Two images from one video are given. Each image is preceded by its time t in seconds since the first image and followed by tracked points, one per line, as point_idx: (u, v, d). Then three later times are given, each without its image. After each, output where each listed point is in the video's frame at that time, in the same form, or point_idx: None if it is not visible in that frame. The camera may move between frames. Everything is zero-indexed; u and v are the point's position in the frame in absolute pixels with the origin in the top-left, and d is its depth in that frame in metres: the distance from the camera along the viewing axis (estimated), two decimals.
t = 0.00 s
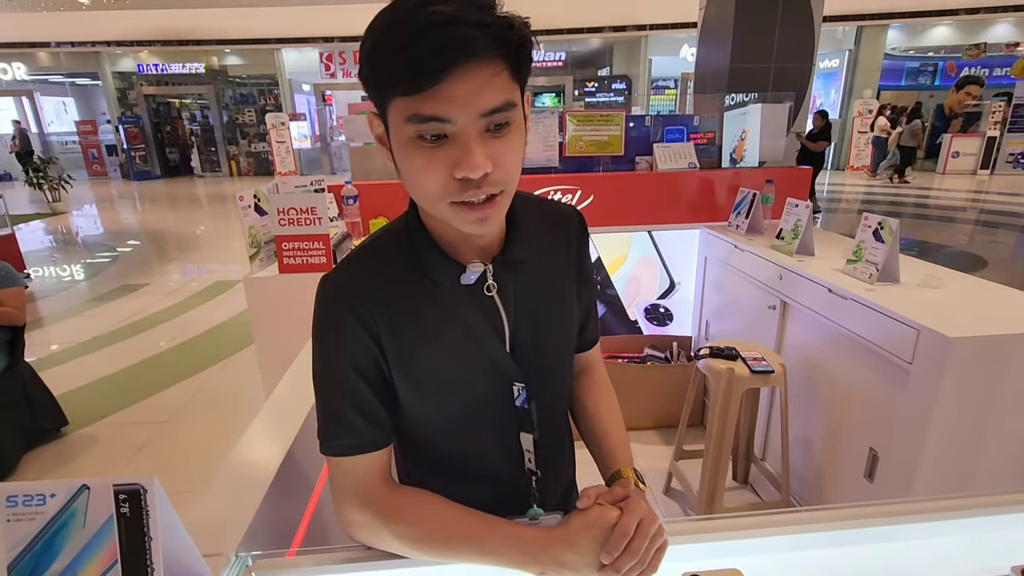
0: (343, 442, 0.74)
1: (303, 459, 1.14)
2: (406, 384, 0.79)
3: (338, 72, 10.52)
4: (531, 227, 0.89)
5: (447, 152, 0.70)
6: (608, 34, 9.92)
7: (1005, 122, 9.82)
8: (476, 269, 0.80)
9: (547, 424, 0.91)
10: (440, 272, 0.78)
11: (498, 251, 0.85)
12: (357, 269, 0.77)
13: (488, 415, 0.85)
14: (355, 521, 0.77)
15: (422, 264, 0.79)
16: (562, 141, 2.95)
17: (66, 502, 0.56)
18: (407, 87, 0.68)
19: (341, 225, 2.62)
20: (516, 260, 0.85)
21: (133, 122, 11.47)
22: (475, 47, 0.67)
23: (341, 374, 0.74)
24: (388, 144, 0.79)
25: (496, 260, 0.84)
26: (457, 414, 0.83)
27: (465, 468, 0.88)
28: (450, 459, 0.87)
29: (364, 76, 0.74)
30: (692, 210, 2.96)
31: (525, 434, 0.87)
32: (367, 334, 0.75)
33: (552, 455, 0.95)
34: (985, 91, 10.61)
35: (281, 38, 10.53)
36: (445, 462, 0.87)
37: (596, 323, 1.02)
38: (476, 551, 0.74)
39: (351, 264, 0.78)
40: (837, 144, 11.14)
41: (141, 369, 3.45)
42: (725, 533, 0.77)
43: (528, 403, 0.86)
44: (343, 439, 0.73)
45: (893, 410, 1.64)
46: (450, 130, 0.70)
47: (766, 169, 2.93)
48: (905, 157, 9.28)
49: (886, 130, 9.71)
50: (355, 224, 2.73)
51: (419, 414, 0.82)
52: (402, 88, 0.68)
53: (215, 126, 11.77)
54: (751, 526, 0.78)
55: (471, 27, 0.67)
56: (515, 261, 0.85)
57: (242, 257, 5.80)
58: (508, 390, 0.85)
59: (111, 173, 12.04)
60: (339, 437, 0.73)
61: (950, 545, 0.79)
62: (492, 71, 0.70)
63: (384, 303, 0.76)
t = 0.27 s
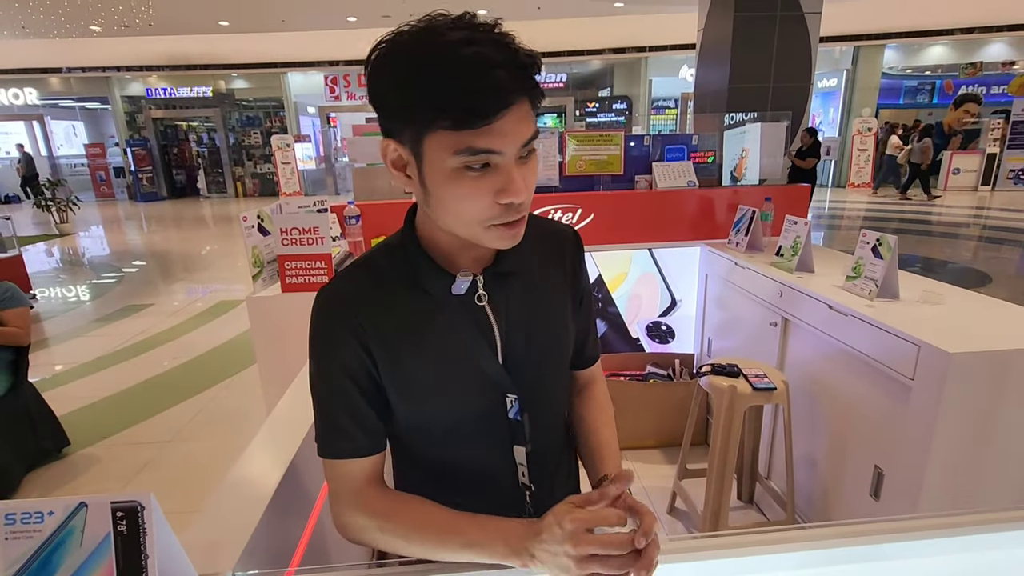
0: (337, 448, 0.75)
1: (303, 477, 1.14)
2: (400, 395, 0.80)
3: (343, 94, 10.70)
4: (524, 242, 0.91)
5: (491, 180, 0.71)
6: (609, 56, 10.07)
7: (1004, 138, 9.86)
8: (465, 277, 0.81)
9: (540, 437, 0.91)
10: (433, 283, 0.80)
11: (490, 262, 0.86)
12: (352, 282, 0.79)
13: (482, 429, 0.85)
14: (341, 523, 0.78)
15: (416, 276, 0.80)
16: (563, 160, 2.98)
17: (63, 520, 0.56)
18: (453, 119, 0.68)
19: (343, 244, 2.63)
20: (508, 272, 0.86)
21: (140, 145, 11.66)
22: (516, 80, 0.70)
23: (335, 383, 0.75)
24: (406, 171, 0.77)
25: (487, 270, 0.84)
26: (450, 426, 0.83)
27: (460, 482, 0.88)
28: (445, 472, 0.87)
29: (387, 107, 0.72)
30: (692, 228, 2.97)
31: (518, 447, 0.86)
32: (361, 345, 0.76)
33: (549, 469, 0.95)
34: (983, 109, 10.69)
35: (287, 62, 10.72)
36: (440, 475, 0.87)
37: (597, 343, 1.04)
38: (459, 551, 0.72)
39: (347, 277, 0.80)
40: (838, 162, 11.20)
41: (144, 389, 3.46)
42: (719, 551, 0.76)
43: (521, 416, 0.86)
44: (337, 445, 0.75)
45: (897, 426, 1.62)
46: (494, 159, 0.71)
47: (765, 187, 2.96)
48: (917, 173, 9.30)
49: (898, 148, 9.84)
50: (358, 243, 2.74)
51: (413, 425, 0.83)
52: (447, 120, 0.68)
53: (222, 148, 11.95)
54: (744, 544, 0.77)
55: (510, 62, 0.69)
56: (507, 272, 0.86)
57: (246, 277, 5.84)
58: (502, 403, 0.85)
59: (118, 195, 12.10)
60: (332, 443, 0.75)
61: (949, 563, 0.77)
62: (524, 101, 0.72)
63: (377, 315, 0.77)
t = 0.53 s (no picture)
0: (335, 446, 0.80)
1: (301, 484, 1.13)
2: (395, 398, 0.81)
3: (342, 104, 10.75)
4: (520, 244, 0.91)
5: (509, 158, 0.73)
6: (606, 65, 10.15)
7: (999, 146, 9.99)
8: (455, 279, 0.81)
9: (538, 443, 0.91)
10: (426, 284, 0.81)
11: (483, 261, 0.88)
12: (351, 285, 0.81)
13: (479, 434, 0.85)
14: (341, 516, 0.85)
15: (412, 279, 0.81)
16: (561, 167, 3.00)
17: (60, 523, 0.55)
18: (474, 96, 0.71)
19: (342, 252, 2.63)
20: (501, 275, 0.86)
21: (139, 155, 11.70)
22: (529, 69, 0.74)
23: (331, 385, 0.79)
24: (414, 156, 0.77)
25: (480, 270, 0.86)
26: (445, 430, 0.83)
27: (459, 485, 0.88)
28: (443, 475, 0.88)
29: (401, 90, 0.73)
30: (691, 234, 2.98)
31: (517, 453, 0.86)
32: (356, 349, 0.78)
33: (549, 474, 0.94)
34: (977, 117, 10.78)
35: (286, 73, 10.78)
36: (439, 478, 0.88)
37: (608, 345, 1.05)
38: (446, 550, 0.75)
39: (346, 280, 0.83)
40: (835, 170, 11.26)
41: (142, 398, 3.44)
42: (718, 553, 0.76)
43: (519, 421, 0.85)
44: (335, 442, 0.80)
45: (898, 430, 1.62)
46: (511, 138, 0.73)
47: (762, 193, 2.97)
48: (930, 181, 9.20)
49: (909, 157, 9.76)
50: (357, 250, 2.75)
51: (410, 428, 0.84)
52: (470, 97, 0.71)
53: (221, 158, 11.98)
54: (745, 547, 0.76)
55: (524, 55, 0.74)
56: (501, 272, 0.87)
57: (245, 287, 5.84)
58: (499, 408, 0.84)
59: (117, 206, 12.19)
60: (330, 441, 0.80)
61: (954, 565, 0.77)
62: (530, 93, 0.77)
63: (372, 319, 0.79)
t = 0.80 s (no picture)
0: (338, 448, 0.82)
1: (295, 488, 1.12)
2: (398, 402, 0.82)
3: (337, 110, 10.60)
4: (526, 246, 0.90)
5: (522, 163, 0.73)
6: (601, 70, 10.18)
7: (991, 149, 10.08)
8: (458, 283, 0.81)
9: (544, 448, 0.90)
10: (430, 289, 0.80)
11: (490, 264, 0.86)
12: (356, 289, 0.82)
13: (483, 438, 0.85)
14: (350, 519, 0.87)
15: (415, 283, 0.81)
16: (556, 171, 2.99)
17: (47, 529, 0.55)
18: (487, 100, 0.71)
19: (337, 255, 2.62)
20: (506, 277, 0.86)
21: (134, 161, 11.67)
22: (541, 72, 0.74)
23: (334, 391, 0.80)
24: (424, 161, 0.76)
25: (485, 274, 0.85)
26: (449, 435, 0.84)
27: (464, 490, 0.88)
28: (447, 479, 0.88)
29: (412, 93, 0.72)
30: (686, 238, 2.99)
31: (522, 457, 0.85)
32: (360, 354, 0.79)
33: (556, 478, 0.94)
34: (969, 121, 10.86)
35: (281, 78, 10.77)
36: (444, 482, 0.88)
37: (620, 345, 1.01)
38: (446, 561, 0.75)
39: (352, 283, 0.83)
40: (829, 173, 11.31)
41: (136, 405, 3.42)
42: (717, 555, 0.76)
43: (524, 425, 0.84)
44: (339, 446, 0.82)
45: (892, 431, 1.62)
46: (524, 143, 0.74)
47: (757, 196, 2.99)
48: (937, 185, 9.26)
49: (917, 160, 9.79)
50: (353, 255, 2.75)
51: (414, 432, 0.85)
52: (485, 101, 0.70)
53: (216, 164, 11.95)
54: (743, 548, 0.76)
55: (535, 60, 0.74)
56: (506, 275, 0.86)
57: (240, 293, 5.81)
58: (504, 412, 0.84)
59: (111, 212, 12.13)
60: (334, 444, 0.82)
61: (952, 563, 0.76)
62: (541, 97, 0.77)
63: (375, 324, 0.79)
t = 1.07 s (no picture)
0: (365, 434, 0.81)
1: (283, 492, 1.11)
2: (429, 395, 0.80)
3: (324, 114, 10.82)
4: (565, 245, 0.90)
5: (574, 157, 0.74)
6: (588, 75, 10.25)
7: (969, 153, 10.35)
8: (499, 276, 0.80)
9: (572, 452, 0.88)
10: (469, 280, 0.79)
11: (532, 258, 0.86)
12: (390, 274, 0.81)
13: (511, 436, 0.83)
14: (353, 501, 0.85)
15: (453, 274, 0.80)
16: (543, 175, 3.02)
17: (26, 535, 0.54)
18: (547, 93, 0.71)
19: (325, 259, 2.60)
20: (547, 274, 0.85)
21: (117, 165, 11.51)
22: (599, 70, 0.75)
23: (361, 375, 0.79)
24: (477, 150, 0.75)
25: (525, 269, 0.84)
26: (478, 430, 0.82)
27: (487, 489, 0.86)
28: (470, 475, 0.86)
29: (471, 81, 0.72)
30: (673, 240, 3.03)
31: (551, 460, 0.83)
32: (391, 340, 0.78)
33: (578, 487, 0.92)
34: (947, 126, 11.10)
35: (268, 81, 10.71)
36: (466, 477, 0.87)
37: (654, 354, 1.01)
38: (441, 555, 0.75)
39: (389, 272, 0.82)
40: (812, 177, 11.48)
41: (118, 412, 3.37)
42: (705, 552, 0.76)
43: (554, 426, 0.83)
44: (364, 432, 0.81)
45: (876, 430, 1.64)
46: (578, 138, 0.74)
47: (741, 200, 3.04)
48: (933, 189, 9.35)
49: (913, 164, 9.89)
50: (340, 258, 2.76)
51: (441, 425, 0.83)
52: (543, 94, 0.71)
53: (201, 167, 11.83)
54: (727, 545, 0.77)
55: (593, 56, 0.75)
56: (547, 272, 0.85)
57: (226, 298, 5.76)
58: (534, 411, 0.83)
59: (93, 216, 11.93)
60: (359, 430, 0.80)
61: (930, 559, 0.78)
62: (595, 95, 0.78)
63: (409, 311, 0.78)
